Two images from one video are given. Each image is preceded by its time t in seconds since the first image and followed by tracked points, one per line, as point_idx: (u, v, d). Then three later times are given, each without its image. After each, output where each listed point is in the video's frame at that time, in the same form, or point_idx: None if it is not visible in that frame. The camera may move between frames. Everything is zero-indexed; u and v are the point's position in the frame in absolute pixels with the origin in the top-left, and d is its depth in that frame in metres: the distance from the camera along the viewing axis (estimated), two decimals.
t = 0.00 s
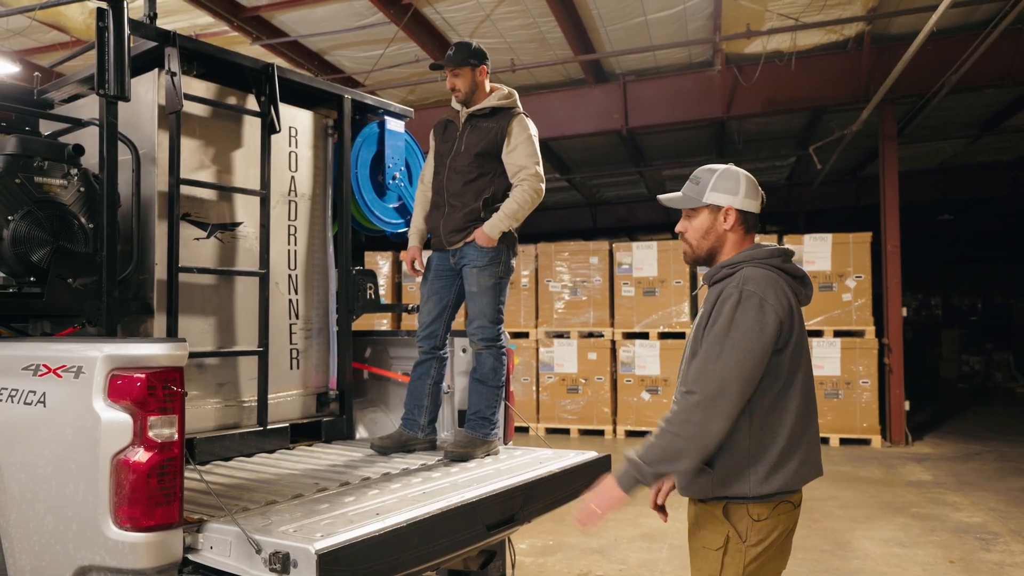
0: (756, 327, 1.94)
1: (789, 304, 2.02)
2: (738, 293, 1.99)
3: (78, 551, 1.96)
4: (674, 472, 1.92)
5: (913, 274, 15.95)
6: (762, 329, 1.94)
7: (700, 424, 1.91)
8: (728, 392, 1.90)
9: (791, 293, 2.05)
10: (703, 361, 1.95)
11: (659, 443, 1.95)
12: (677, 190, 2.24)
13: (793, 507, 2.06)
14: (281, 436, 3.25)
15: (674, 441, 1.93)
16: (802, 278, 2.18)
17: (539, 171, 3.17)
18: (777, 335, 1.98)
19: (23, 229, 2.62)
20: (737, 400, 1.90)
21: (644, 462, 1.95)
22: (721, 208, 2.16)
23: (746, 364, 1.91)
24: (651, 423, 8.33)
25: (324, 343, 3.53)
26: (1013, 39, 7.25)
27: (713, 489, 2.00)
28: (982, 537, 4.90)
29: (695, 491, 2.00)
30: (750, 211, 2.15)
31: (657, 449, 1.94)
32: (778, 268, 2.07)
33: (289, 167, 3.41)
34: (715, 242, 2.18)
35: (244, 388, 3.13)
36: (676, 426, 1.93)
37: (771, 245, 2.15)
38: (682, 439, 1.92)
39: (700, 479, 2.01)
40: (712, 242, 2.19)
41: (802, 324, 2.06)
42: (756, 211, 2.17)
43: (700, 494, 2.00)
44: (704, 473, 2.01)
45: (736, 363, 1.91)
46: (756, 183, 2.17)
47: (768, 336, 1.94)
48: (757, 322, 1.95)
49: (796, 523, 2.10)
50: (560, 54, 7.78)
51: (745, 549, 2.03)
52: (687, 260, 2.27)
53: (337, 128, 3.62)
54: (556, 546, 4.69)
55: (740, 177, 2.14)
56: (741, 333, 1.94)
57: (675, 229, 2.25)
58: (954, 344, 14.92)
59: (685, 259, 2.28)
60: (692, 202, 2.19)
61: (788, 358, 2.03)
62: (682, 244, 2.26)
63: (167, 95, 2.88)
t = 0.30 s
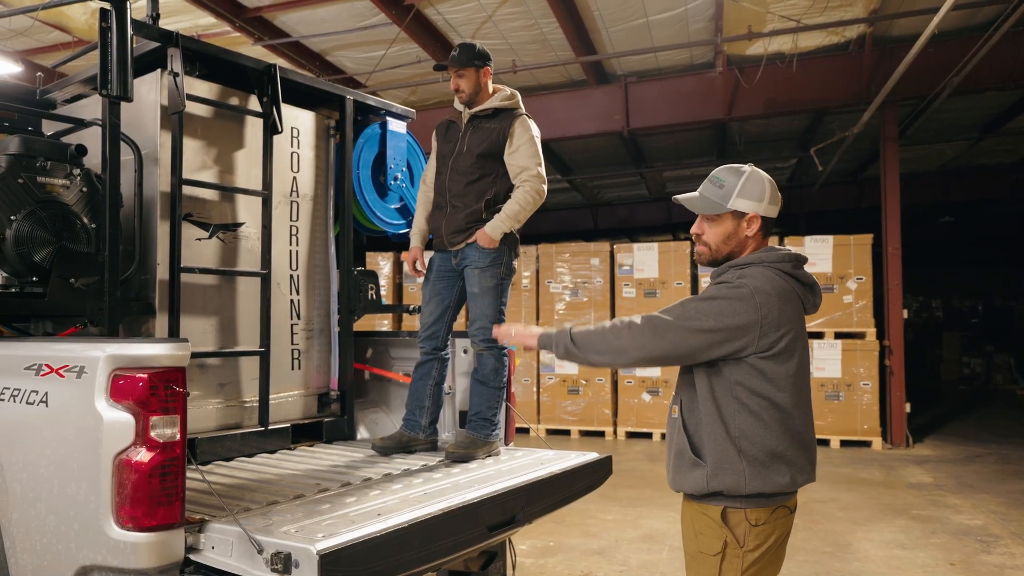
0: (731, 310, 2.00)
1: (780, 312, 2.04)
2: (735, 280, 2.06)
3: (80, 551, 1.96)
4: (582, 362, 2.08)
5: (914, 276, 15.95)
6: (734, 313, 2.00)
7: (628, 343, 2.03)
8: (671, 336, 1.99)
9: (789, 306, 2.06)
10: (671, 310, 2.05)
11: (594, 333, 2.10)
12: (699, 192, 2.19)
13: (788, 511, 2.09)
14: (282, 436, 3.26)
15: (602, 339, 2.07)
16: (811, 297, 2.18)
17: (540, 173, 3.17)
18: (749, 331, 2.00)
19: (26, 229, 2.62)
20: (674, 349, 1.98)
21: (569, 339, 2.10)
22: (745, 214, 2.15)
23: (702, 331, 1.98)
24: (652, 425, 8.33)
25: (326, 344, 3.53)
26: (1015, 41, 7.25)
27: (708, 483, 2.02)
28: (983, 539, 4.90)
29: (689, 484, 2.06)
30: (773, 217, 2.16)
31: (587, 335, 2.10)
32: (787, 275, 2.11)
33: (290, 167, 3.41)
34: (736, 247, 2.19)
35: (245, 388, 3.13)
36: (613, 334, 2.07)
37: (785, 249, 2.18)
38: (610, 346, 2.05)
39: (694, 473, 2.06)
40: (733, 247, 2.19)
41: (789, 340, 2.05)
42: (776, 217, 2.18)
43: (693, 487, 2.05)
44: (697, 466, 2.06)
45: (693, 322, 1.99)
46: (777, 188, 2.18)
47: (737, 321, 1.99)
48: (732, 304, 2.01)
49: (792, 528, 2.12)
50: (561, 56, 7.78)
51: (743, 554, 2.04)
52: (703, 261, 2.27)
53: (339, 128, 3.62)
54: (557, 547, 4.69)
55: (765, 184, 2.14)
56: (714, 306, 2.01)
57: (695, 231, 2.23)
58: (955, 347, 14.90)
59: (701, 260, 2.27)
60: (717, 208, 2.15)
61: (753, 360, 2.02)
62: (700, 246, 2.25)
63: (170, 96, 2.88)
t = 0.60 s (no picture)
0: (733, 307, 2.01)
1: (782, 317, 2.03)
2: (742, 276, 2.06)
3: (81, 551, 1.96)
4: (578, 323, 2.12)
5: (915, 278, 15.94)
6: (734, 311, 2.00)
7: (625, 319, 2.06)
8: (668, 319, 2.02)
9: (794, 313, 2.05)
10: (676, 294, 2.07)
11: (594, 300, 2.13)
12: (709, 191, 2.18)
13: (789, 515, 2.10)
14: (283, 436, 3.27)
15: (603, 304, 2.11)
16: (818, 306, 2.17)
17: (543, 174, 3.18)
18: (747, 331, 2.01)
19: (27, 229, 2.62)
20: (668, 333, 2.00)
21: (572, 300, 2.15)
22: (754, 217, 2.15)
23: (700, 322, 2.00)
24: (652, 426, 8.32)
25: (326, 344, 3.53)
26: (1016, 43, 7.25)
27: (709, 480, 2.01)
28: (984, 541, 4.89)
29: (689, 481, 2.05)
30: (781, 221, 2.16)
31: (589, 302, 2.13)
32: (795, 281, 2.09)
33: (292, 168, 3.41)
34: (742, 250, 2.19)
35: (246, 388, 3.14)
36: (614, 305, 2.10)
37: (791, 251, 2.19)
38: (609, 315, 2.08)
39: (694, 470, 2.04)
40: (739, 249, 2.19)
41: (788, 346, 2.05)
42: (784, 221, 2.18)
43: (694, 484, 2.03)
44: (697, 463, 2.04)
45: (693, 310, 2.01)
46: (788, 190, 2.17)
47: (735, 317, 2.00)
48: (734, 300, 2.01)
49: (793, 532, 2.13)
50: (562, 57, 7.79)
51: (749, 563, 2.03)
52: (707, 262, 2.27)
53: (340, 129, 3.62)
54: (557, 548, 4.69)
55: (777, 187, 2.12)
56: (717, 299, 2.02)
57: (701, 231, 2.23)
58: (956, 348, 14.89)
59: (705, 260, 2.27)
60: (726, 209, 2.14)
61: (749, 360, 2.03)
62: (705, 246, 2.25)
63: (172, 96, 2.89)
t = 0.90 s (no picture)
0: (754, 323, 1.96)
1: (801, 318, 2.00)
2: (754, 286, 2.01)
3: (82, 551, 1.96)
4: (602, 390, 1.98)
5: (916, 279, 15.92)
6: (757, 325, 1.95)
7: (651, 366, 1.94)
8: (694, 356, 1.93)
9: (810, 312, 2.03)
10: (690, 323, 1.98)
11: (610, 360, 2.00)
12: (709, 185, 2.17)
13: (799, 523, 2.07)
14: (283, 436, 3.27)
15: (622, 363, 1.97)
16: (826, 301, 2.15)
17: (544, 174, 3.18)
18: (772, 343, 1.96)
19: (29, 229, 2.62)
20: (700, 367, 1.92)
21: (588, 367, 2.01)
22: (754, 211, 2.12)
23: (727, 345, 1.93)
24: (653, 426, 8.31)
25: (327, 344, 3.53)
26: (1018, 44, 7.24)
27: (719, 498, 1.98)
28: (985, 542, 4.89)
29: (699, 499, 2.01)
30: (783, 217, 2.13)
31: (606, 364, 1.99)
32: (804, 279, 2.07)
33: (293, 168, 3.41)
34: (742, 245, 2.15)
35: (247, 388, 3.13)
36: (633, 357, 1.98)
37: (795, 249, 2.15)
38: (633, 372, 1.96)
39: (704, 487, 2.01)
40: (739, 244, 2.15)
41: (809, 347, 2.03)
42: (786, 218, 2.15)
43: (704, 502, 2.00)
44: (708, 481, 2.01)
45: (715, 338, 1.93)
46: (790, 187, 2.15)
47: (760, 332, 1.94)
48: (753, 315, 1.96)
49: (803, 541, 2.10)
50: (564, 57, 7.79)
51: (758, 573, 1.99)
52: (707, 258, 2.24)
53: (342, 129, 3.62)
54: (557, 548, 4.68)
55: (778, 181, 2.11)
56: (736, 320, 1.96)
57: (701, 225, 2.20)
58: (957, 349, 14.88)
59: (705, 256, 2.24)
60: (725, 201, 2.13)
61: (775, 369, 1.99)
62: (705, 242, 2.22)
63: (173, 95, 2.89)
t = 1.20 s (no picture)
0: (799, 349, 1.79)
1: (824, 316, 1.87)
2: (775, 310, 1.83)
3: (81, 550, 1.96)
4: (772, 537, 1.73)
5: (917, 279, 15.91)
6: (805, 347, 1.79)
7: (759, 469, 1.74)
8: (790, 431, 1.75)
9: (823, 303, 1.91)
10: (750, 398, 1.77)
11: (744, 508, 1.73)
12: (704, 178, 2.13)
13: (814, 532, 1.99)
14: (283, 436, 3.27)
15: (757, 501, 1.72)
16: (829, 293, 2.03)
17: (545, 174, 3.18)
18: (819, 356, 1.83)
19: (29, 228, 2.62)
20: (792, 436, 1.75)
21: (737, 530, 1.73)
22: (747, 204, 2.05)
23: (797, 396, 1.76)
24: (653, 426, 8.31)
25: (327, 344, 3.53)
26: (1019, 43, 7.23)
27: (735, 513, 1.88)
28: (986, 542, 4.88)
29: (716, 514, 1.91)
30: (778, 212, 2.04)
31: (745, 515, 1.73)
32: (805, 275, 1.93)
33: (294, 167, 3.41)
34: (735, 240, 2.07)
35: (247, 388, 3.13)
36: (753, 483, 1.74)
37: (795, 250, 2.04)
38: (769, 497, 1.72)
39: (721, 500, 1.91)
40: (733, 239, 2.08)
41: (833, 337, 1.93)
42: (783, 213, 2.06)
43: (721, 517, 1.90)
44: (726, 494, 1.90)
45: (788, 394, 1.76)
46: (788, 182, 2.06)
47: (811, 354, 1.79)
48: (799, 344, 1.79)
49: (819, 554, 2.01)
50: (565, 57, 7.79)
51: None
52: (702, 256, 2.17)
53: (342, 128, 3.61)
54: (557, 548, 4.68)
55: (773, 173, 2.03)
56: (790, 363, 1.78)
57: (694, 220, 2.15)
58: (958, 349, 14.87)
59: (701, 253, 2.18)
60: (717, 193, 2.07)
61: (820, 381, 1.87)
62: (701, 238, 2.16)
63: (173, 95, 2.88)
